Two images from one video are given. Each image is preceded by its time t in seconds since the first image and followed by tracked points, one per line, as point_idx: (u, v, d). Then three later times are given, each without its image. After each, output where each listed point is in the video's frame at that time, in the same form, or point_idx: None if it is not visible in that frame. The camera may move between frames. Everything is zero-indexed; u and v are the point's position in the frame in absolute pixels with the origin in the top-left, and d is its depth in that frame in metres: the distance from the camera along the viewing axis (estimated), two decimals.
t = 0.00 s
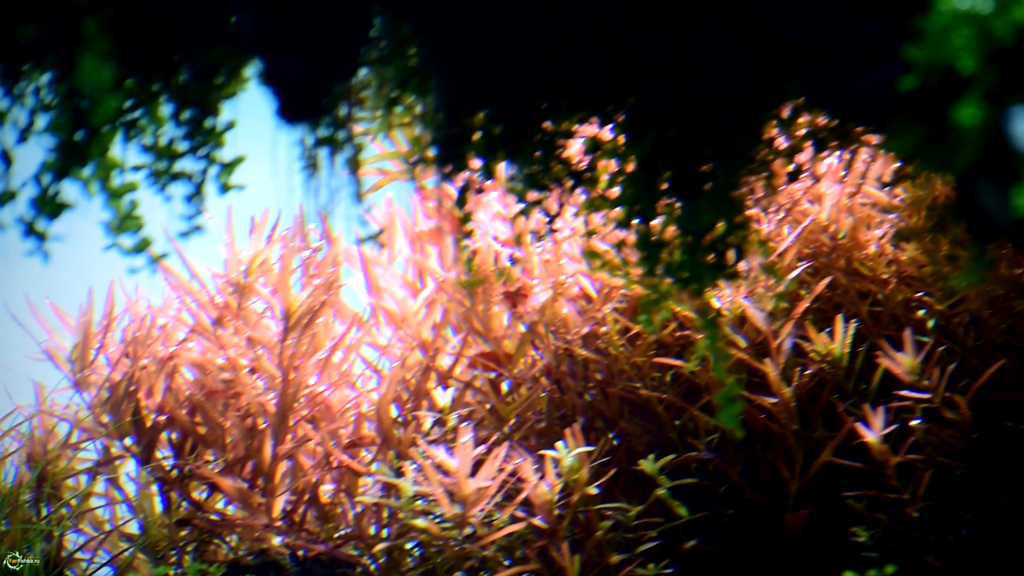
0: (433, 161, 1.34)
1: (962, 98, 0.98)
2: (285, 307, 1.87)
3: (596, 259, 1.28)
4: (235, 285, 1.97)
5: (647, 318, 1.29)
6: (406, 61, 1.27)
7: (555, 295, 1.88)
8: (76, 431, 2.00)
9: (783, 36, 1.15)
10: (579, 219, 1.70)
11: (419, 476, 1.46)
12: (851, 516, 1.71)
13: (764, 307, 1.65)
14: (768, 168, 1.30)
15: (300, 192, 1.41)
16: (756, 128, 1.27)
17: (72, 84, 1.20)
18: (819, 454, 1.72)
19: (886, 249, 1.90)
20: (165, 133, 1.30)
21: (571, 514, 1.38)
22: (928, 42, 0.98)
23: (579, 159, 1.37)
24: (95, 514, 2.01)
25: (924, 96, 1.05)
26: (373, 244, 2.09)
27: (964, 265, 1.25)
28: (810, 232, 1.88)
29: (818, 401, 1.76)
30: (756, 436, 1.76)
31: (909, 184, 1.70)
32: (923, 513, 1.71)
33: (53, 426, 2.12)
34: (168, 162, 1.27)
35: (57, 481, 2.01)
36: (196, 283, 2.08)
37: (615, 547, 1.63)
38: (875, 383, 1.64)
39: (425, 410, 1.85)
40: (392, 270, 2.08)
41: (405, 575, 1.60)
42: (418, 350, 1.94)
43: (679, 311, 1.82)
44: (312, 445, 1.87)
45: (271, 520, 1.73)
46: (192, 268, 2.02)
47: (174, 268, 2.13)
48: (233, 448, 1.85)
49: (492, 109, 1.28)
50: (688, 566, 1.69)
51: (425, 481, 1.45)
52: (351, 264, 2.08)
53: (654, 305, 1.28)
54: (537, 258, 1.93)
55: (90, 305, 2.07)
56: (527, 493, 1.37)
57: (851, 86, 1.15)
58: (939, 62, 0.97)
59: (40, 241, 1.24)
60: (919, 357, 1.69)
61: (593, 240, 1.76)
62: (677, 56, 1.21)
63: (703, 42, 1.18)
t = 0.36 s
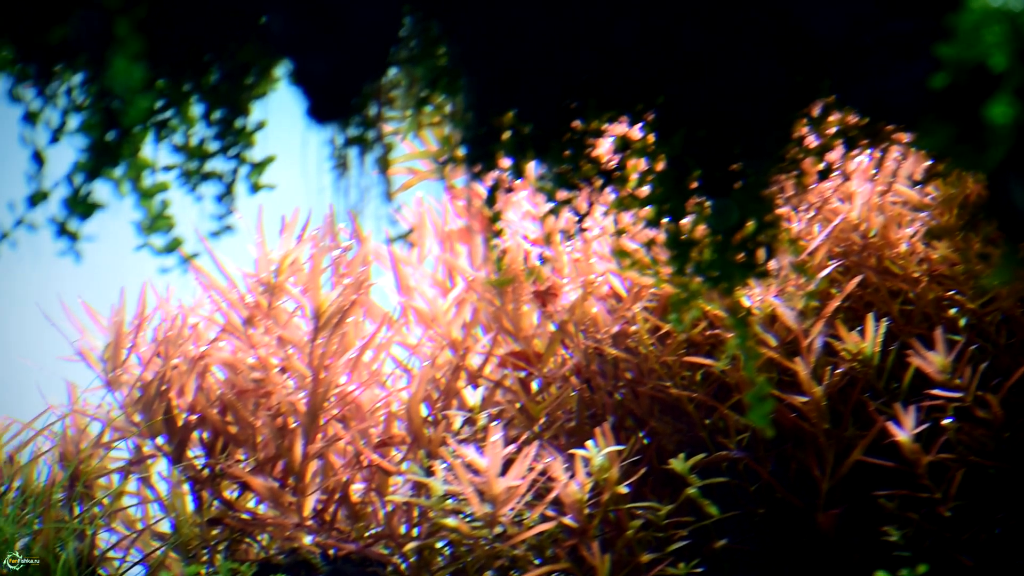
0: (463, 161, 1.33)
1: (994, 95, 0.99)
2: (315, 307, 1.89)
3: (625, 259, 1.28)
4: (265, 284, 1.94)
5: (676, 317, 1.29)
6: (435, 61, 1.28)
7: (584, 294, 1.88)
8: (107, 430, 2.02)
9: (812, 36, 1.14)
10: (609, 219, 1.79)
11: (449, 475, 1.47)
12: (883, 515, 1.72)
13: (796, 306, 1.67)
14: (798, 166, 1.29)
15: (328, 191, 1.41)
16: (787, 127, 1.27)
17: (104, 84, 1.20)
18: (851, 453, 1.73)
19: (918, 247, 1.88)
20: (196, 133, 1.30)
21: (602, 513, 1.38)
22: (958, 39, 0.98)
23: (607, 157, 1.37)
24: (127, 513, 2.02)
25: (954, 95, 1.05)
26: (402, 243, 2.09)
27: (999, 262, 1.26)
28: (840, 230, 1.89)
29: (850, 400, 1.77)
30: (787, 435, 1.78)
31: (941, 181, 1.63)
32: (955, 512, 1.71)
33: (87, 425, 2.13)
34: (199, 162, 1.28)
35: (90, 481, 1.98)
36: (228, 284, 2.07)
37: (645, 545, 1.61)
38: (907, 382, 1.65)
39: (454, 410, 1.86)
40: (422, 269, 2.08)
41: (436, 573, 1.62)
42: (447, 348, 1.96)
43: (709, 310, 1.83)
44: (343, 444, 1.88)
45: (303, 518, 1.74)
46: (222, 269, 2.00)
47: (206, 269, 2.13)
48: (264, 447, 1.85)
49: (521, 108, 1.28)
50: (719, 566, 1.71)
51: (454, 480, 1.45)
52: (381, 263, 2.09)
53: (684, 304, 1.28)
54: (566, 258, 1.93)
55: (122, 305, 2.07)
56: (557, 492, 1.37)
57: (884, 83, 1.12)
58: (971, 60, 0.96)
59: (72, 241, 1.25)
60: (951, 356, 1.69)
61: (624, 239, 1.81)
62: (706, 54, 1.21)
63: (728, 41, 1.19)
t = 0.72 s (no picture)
0: (492, 159, 1.34)
1: None
2: (344, 306, 1.89)
3: (654, 257, 1.28)
4: (296, 283, 1.99)
5: (706, 316, 1.28)
6: (464, 60, 1.28)
7: (614, 292, 1.90)
8: (139, 429, 2.05)
9: (842, 34, 1.14)
10: (637, 219, 1.81)
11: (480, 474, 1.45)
12: (914, 514, 1.72)
13: (826, 305, 1.67)
14: (827, 165, 1.29)
15: (357, 190, 1.42)
16: (817, 126, 1.26)
17: (135, 85, 1.21)
18: (881, 452, 1.74)
19: (949, 246, 1.91)
20: (225, 133, 1.30)
21: (632, 512, 1.37)
22: (990, 35, 0.98)
23: (636, 156, 1.37)
24: (159, 512, 2.04)
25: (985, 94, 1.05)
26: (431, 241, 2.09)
27: None
28: (870, 229, 1.91)
29: (880, 398, 1.77)
30: (817, 434, 1.79)
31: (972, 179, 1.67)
32: (988, 512, 1.69)
33: (117, 424, 2.16)
34: (229, 162, 1.28)
35: (122, 479, 2.04)
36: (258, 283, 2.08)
37: (675, 544, 1.61)
38: (937, 380, 1.66)
39: (484, 409, 1.87)
40: (450, 268, 2.10)
41: (466, 572, 1.61)
42: (477, 347, 1.98)
43: (738, 310, 1.84)
44: (372, 443, 1.88)
45: (333, 518, 1.75)
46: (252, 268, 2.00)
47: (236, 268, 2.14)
48: (294, 446, 1.88)
49: (551, 107, 1.28)
50: (749, 565, 1.71)
51: (483, 479, 1.47)
52: (410, 262, 2.11)
53: (714, 303, 1.28)
54: (595, 257, 1.96)
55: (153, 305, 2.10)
56: (586, 491, 1.37)
57: (913, 83, 1.13)
58: (1004, 56, 0.97)
59: (103, 241, 1.25)
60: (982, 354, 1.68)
61: (653, 238, 1.83)
62: (735, 53, 1.20)
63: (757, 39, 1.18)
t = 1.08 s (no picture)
0: (525, 158, 1.33)
1: None
2: (378, 305, 1.90)
3: (687, 256, 1.27)
4: (328, 283, 1.96)
5: (738, 315, 1.27)
6: (496, 60, 1.28)
7: (647, 291, 1.90)
8: (173, 428, 2.05)
9: (878, 32, 1.13)
10: (670, 217, 1.82)
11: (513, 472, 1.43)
12: (950, 513, 1.72)
13: (860, 304, 1.67)
14: (861, 163, 1.28)
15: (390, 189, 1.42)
16: (852, 124, 1.25)
17: (169, 85, 1.21)
18: (916, 451, 1.74)
19: (984, 244, 1.92)
20: (259, 133, 1.30)
21: (665, 511, 1.36)
22: None
23: (669, 155, 1.36)
24: (194, 511, 2.04)
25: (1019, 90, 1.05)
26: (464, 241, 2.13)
27: None
28: (905, 227, 1.92)
29: (915, 397, 1.77)
30: (851, 433, 1.78)
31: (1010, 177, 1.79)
32: None
33: (152, 424, 2.15)
34: (262, 161, 1.28)
35: (157, 478, 2.02)
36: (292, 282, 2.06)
37: (709, 544, 1.59)
38: (973, 379, 1.65)
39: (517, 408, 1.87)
40: (483, 267, 2.12)
41: (500, 571, 1.63)
42: (510, 347, 1.96)
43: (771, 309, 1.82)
44: (406, 442, 1.87)
45: (367, 517, 1.76)
46: (286, 268, 2.02)
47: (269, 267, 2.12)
48: (328, 446, 1.85)
49: (584, 106, 1.28)
50: (784, 565, 1.73)
51: (517, 479, 1.49)
52: (443, 262, 2.12)
53: (746, 301, 1.27)
54: (628, 255, 1.97)
55: (187, 304, 2.12)
56: (619, 490, 1.37)
57: (948, 81, 1.14)
58: None
59: (138, 241, 1.26)
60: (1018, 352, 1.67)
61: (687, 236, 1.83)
62: (768, 48, 1.19)
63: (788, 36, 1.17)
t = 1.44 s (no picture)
0: (566, 157, 1.32)
1: None
2: (419, 304, 1.87)
3: (728, 254, 1.27)
4: (371, 282, 1.99)
5: (780, 313, 1.27)
6: (537, 58, 1.27)
7: (689, 289, 1.92)
8: (217, 427, 2.05)
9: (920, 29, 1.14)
10: (711, 215, 1.81)
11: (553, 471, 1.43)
12: (996, 512, 1.71)
13: (903, 301, 1.66)
14: (904, 160, 1.28)
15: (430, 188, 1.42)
16: (895, 121, 1.25)
17: (212, 84, 1.22)
18: (960, 449, 1.74)
19: None
20: (300, 132, 1.30)
21: (707, 509, 1.36)
22: None
23: (710, 153, 1.38)
24: (237, 509, 2.03)
25: None
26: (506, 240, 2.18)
27: None
28: (948, 224, 1.92)
29: (959, 395, 1.77)
30: (894, 431, 1.79)
31: None
32: None
33: (195, 423, 2.16)
34: (304, 160, 1.28)
35: (200, 476, 2.01)
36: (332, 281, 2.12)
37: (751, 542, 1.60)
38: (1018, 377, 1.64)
39: (559, 407, 1.87)
40: (525, 266, 2.15)
41: (542, 569, 1.62)
42: (551, 345, 1.97)
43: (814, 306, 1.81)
44: (448, 441, 1.87)
45: (409, 515, 1.74)
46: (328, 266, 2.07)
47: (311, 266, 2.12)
48: (370, 444, 1.85)
49: (625, 104, 1.28)
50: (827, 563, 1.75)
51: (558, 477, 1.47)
52: (484, 261, 2.13)
53: (788, 300, 1.27)
54: (669, 253, 2.00)
55: (229, 303, 2.11)
56: (660, 488, 1.37)
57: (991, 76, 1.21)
58: None
59: (181, 240, 1.26)
60: None
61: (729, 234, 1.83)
62: (810, 45, 1.18)
63: (835, 33, 1.15)
